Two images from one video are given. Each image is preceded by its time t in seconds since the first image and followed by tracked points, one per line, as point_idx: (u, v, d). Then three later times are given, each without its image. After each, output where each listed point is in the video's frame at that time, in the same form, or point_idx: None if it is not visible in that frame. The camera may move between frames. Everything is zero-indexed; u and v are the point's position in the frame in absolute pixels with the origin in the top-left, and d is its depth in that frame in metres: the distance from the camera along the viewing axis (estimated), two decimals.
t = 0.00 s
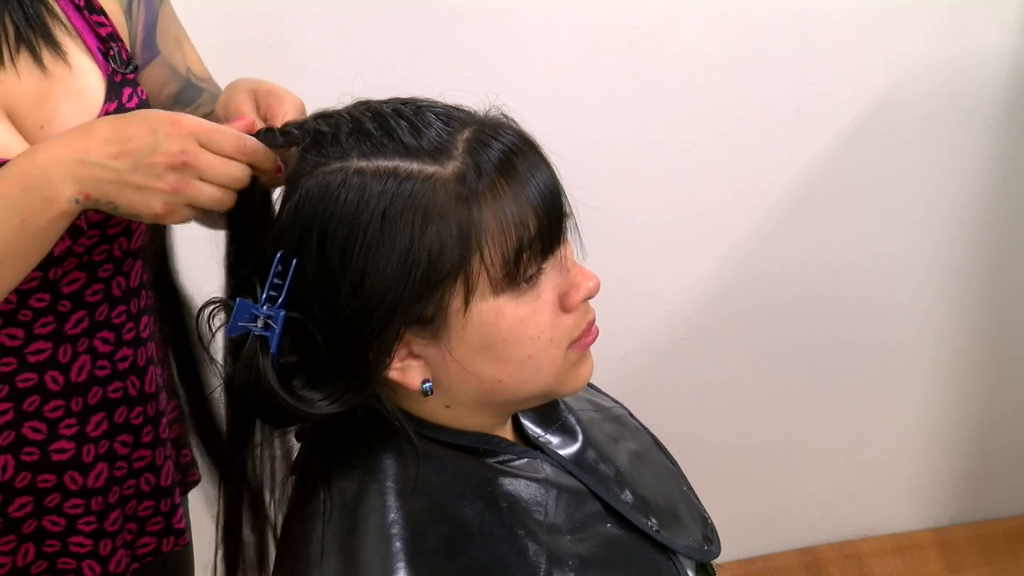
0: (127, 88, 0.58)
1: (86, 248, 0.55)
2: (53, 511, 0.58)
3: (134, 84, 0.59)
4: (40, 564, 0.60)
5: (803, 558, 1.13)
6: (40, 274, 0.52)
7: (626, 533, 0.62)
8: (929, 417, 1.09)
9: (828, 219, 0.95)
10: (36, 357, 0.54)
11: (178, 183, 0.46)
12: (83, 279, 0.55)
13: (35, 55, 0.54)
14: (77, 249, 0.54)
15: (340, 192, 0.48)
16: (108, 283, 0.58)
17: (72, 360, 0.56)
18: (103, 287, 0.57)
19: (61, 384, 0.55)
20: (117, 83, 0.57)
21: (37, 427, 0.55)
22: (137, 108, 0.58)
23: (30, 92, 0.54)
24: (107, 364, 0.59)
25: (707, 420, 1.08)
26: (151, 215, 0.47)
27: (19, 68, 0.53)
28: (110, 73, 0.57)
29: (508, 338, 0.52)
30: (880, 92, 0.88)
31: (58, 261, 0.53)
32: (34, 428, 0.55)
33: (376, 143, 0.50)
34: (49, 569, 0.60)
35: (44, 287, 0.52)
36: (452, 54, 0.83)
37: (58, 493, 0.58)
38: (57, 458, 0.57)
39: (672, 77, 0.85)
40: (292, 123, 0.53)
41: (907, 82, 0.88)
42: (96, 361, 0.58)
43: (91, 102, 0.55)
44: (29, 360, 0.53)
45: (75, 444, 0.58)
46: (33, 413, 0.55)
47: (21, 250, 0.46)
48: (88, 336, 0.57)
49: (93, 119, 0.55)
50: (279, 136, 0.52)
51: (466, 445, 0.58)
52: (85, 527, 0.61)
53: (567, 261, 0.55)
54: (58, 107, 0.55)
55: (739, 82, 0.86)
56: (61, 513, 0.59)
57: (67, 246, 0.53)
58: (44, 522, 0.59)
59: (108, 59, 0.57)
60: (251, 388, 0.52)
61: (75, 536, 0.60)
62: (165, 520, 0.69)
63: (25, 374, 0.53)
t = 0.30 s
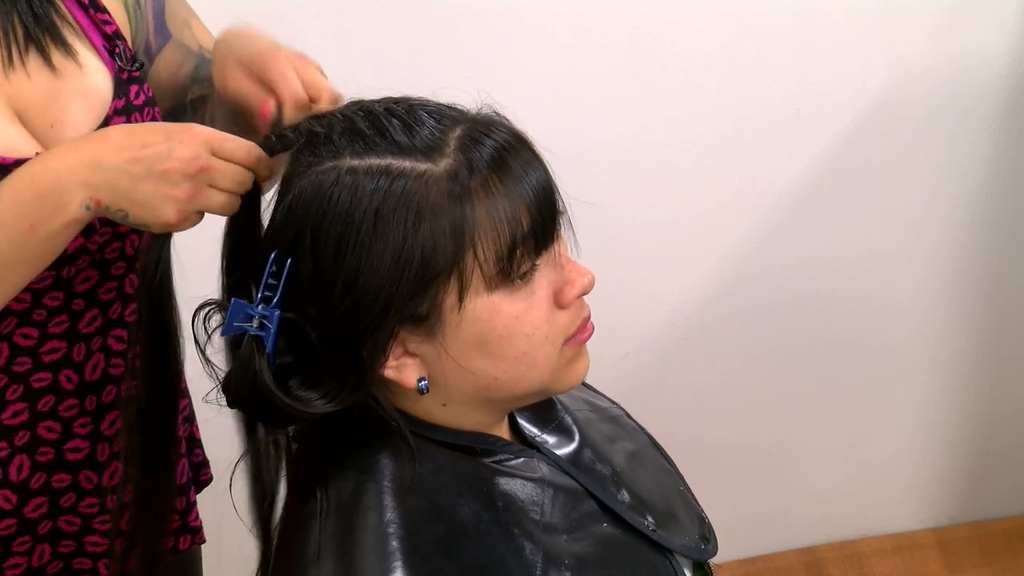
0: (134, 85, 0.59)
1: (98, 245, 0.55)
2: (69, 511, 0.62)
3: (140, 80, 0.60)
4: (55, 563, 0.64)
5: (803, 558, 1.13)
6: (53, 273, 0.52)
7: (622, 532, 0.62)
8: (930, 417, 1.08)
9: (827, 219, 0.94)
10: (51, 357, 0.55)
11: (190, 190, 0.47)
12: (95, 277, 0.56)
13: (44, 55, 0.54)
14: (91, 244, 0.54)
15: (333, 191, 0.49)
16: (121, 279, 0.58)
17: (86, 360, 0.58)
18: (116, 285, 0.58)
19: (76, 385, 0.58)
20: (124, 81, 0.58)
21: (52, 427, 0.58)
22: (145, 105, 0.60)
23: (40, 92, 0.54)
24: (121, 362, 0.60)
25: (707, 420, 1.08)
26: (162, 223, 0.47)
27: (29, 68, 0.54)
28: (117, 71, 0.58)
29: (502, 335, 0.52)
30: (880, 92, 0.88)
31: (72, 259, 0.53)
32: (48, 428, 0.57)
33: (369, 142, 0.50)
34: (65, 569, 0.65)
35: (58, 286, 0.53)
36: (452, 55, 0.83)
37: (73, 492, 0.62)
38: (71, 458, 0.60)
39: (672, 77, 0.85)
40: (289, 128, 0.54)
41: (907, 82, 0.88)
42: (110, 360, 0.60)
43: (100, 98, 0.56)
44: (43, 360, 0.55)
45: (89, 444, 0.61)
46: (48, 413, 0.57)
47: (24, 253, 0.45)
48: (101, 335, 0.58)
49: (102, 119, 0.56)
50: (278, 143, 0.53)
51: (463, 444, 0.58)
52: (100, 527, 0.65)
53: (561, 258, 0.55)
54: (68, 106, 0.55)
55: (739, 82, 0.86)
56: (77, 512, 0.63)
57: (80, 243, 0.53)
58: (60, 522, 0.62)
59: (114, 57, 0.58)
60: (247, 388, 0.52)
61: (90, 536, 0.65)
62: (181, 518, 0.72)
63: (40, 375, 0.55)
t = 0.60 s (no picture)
0: (140, 87, 0.58)
1: (106, 245, 0.57)
2: (76, 511, 0.60)
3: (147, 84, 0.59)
4: (64, 565, 0.62)
5: (803, 558, 1.13)
6: (61, 271, 0.54)
7: (621, 533, 0.62)
8: (930, 417, 1.08)
9: (827, 219, 0.94)
10: (58, 356, 0.55)
11: (200, 224, 0.51)
12: (103, 276, 0.57)
13: (50, 54, 0.55)
14: (97, 244, 0.56)
15: (333, 191, 0.49)
16: (126, 280, 0.59)
17: (94, 359, 0.57)
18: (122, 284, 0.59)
19: (83, 384, 0.57)
20: (131, 82, 0.57)
21: (60, 427, 0.57)
22: (151, 107, 0.58)
23: (47, 94, 0.56)
24: (127, 362, 0.60)
25: (707, 420, 1.08)
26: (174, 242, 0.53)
27: (36, 68, 0.55)
28: (125, 73, 0.58)
29: (502, 335, 0.52)
30: (879, 92, 0.88)
31: (78, 258, 0.55)
32: (56, 427, 0.56)
33: (368, 142, 0.50)
34: (72, 569, 0.62)
35: (66, 284, 0.55)
36: (452, 55, 0.83)
37: (80, 493, 0.59)
38: (79, 458, 0.58)
39: (672, 77, 0.85)
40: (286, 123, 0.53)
41: (907, 82, 0.88)
42: (117, 360, 0.59)
43: (107, 100, 0.57)
44: (51, 359, 0.55)
45: (98, 444, 0.59)
46: (56, 412, 0.56)
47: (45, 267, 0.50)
48: (108, 334, 0.58)
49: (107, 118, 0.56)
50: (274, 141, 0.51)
51: (463, 445, 0.58)
52: (108, 528, 0.62)
53: (561, 258, 0.55)
54: (74, 105, 0.56)
55: (739, 82, 0.86)
56: (84, 513, 0.60)
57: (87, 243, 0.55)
58: (67, 522, 0.60)
59: (122, 59, 0.58)
60: (245, 387, 0.52)
61: (97, 537, 0.62)
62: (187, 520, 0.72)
63: (47, 373, 0.55)
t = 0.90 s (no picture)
0: (140, 91, 0.59)
1: (100, 249, 0.57)
2: (62, 515, 0.60)
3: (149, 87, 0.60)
4: (47, 568, 0.63)
5: (803, 558, 1.13)
6: (53, 274, 0.54)
7: (619, 536, 0.62)
8: (929, 417, 1.08)
9: (828, 219, 0.94)
10: (48, 358, 0.56)
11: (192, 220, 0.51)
12: (97, 279, 0.57)
13: (52, 55, 0.56)
14: (91, 248, 0.56)
15: (332, 193, 0.49)
16: (122, 284, 0.60)
17: (84, 361, 0.58)
18: (116, 288, 0.59)
19: (72, 387, 0.57)
20: (131, 85, 0.58)
21: (48, 429, 0.57)
22: (151, 110, 0.59)
23: (46, 94, 0.56)
24: (119, 366, 0.61)
25: (707, 420, 1.08)
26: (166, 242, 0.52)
27: (38, 69, 0.55)
28: (126, 74, 0.58)
29: (501, 337, 0.52)
30: (880, 92, 0.88)
31: (72, 260, 0.55)
32: (44, 430, 0.57)
33: (367, 143, 0.50)
34: (57, 572, 0.63)
35: (57, 287, 0.55)
36: (452, 54, 0.83)
37: (67, 496, 0.60)
38: (66, 460, 0.59)
39: (672, 77, 0.85)
40: (284, 122, 0.53)
41: (907, 82, 0.87)
42: (108, 364, 0.60)
43: (107, 102, 0.57)
44: (41, 360, 0.55)
45: (85, 447, 0.59)
46: (44, 414, 0.57)
47: (37, 267, 0.50)
48: (100, 338, 0.59)
49: (105, 122, 0.57)
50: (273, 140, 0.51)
51: (460, 448, 0.58)
52: (93, 532, 0.62)
53: (560, 260, 0.55)
54: (74, 107, 0.56)
55: (739, 82, 0.86)
56: (70, 516, 0.61)
57: (81, 247, 0.55)
58: (53, 525, 0.61)
59: (125, 61, 0.59)
60: (243, 389, 0.52)
61: (83, 540, 0.62)
62: (173, 527, 0.71)
63: (37, 375, 0.55)
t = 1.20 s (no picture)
0: (140, 81, 0.59)
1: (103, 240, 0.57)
2: (70, 506, 0.62)
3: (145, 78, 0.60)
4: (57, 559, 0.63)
5: (803, 558, 1.13)
6: (58, 267, 0.55)
7: (617, 536, 0.62)
8: (930, 417, 1.08)
9: (827, 219, 0.94)
10: (54, 351, 0.56)
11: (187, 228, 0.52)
12: (99, 271, 0.57)
13: (53, 50, 0.55)
14: (95, 241, 0.56)
15: (326, 195, 0.49)
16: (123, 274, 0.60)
17: (89, 354, 0.58)
18: (118, 279, 0.59)
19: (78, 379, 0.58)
20: (130, 76, 0.58)
21: (54, 421, 0.58)
22: (151, 101, 0.60)
23: (50, 91, 0.55)
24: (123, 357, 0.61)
25: (707, 420, 1.08)
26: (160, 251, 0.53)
27: (38, 64, 0.55)
28: (124, 66, 0.58)
29: (497, 338, 0.52)
30: (880, 92, 0.88)
31: (76, 254, 0.55)
32: (51, 422, 0.58)
33: (361, 146, 0.50)
34: (66, 564, 0.64)
35: (62, 279, 0.55)
36: (452, 55, 0.83)
37: (75, 487, 0.61)
38: (73, 451, 0.60)
39: (672, 77, 0.85)
40: (276, 126, 0.53)
41: (907, 82, 0.87)
42: (112, 355, 0.60)
43: (107, 93, 0.57)
44: (47, 353, 0.56)
45: (92, 438, 0.61)
46: (50, 407, 0.57)
47: (32, 274, 0.50)
48: (103, 329, 0.59)
49: (105, 114, 0.56)
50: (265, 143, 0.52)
51: (458, 448, 0.58)
52: (102, 521, 0.64)
53: (555, 260, 0.55)
54: (74, 100, 0.56)
55: (739, 82, 0.86)
56: (78, 507, 0.62)
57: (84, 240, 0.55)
58: (62, 517, 0.62)
59: (121, 53, 0.59)
60: (240, 392, 0.52)
61: (91, 530, 0.64)
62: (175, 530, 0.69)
63: (43, 368, 0.56)
